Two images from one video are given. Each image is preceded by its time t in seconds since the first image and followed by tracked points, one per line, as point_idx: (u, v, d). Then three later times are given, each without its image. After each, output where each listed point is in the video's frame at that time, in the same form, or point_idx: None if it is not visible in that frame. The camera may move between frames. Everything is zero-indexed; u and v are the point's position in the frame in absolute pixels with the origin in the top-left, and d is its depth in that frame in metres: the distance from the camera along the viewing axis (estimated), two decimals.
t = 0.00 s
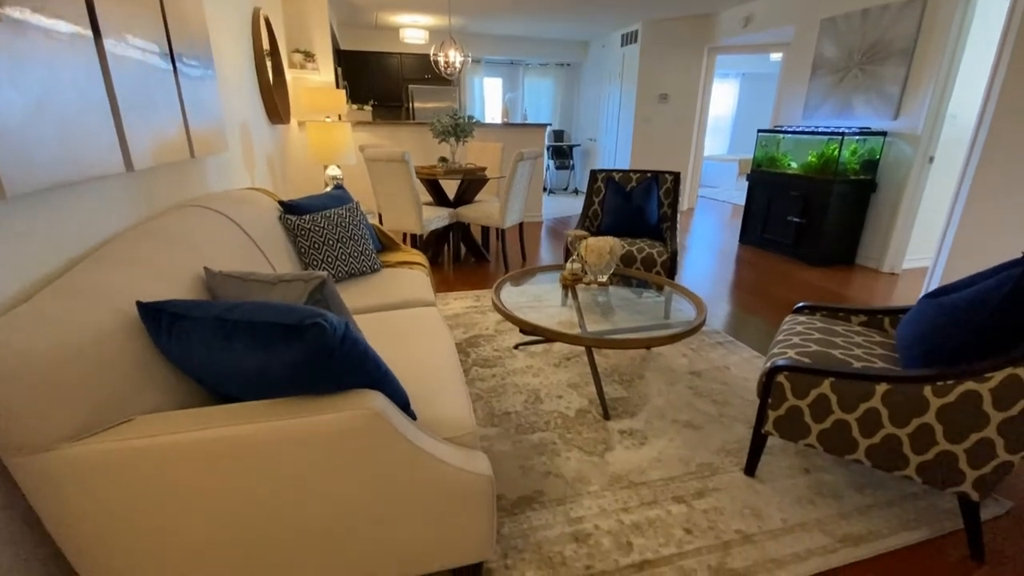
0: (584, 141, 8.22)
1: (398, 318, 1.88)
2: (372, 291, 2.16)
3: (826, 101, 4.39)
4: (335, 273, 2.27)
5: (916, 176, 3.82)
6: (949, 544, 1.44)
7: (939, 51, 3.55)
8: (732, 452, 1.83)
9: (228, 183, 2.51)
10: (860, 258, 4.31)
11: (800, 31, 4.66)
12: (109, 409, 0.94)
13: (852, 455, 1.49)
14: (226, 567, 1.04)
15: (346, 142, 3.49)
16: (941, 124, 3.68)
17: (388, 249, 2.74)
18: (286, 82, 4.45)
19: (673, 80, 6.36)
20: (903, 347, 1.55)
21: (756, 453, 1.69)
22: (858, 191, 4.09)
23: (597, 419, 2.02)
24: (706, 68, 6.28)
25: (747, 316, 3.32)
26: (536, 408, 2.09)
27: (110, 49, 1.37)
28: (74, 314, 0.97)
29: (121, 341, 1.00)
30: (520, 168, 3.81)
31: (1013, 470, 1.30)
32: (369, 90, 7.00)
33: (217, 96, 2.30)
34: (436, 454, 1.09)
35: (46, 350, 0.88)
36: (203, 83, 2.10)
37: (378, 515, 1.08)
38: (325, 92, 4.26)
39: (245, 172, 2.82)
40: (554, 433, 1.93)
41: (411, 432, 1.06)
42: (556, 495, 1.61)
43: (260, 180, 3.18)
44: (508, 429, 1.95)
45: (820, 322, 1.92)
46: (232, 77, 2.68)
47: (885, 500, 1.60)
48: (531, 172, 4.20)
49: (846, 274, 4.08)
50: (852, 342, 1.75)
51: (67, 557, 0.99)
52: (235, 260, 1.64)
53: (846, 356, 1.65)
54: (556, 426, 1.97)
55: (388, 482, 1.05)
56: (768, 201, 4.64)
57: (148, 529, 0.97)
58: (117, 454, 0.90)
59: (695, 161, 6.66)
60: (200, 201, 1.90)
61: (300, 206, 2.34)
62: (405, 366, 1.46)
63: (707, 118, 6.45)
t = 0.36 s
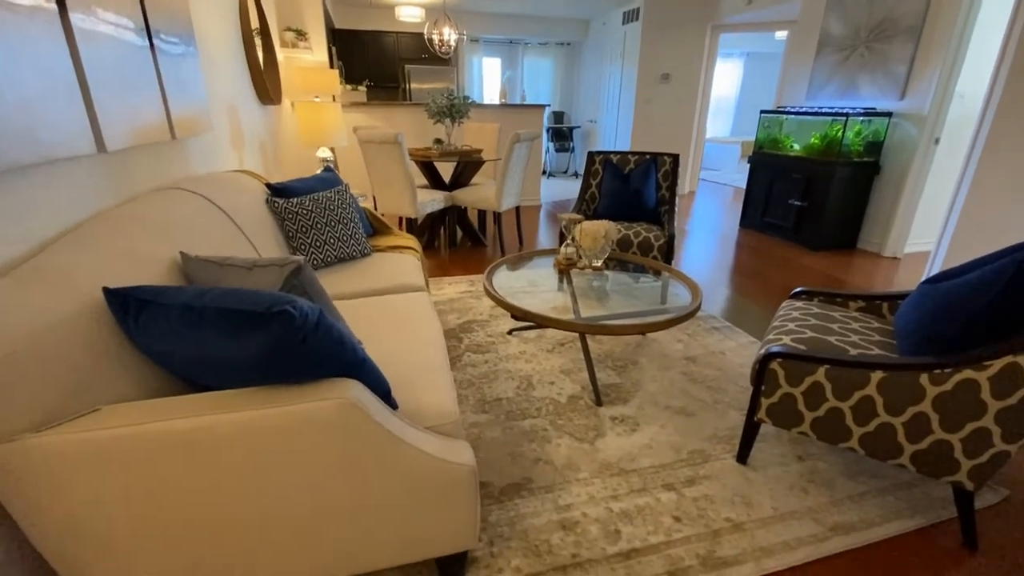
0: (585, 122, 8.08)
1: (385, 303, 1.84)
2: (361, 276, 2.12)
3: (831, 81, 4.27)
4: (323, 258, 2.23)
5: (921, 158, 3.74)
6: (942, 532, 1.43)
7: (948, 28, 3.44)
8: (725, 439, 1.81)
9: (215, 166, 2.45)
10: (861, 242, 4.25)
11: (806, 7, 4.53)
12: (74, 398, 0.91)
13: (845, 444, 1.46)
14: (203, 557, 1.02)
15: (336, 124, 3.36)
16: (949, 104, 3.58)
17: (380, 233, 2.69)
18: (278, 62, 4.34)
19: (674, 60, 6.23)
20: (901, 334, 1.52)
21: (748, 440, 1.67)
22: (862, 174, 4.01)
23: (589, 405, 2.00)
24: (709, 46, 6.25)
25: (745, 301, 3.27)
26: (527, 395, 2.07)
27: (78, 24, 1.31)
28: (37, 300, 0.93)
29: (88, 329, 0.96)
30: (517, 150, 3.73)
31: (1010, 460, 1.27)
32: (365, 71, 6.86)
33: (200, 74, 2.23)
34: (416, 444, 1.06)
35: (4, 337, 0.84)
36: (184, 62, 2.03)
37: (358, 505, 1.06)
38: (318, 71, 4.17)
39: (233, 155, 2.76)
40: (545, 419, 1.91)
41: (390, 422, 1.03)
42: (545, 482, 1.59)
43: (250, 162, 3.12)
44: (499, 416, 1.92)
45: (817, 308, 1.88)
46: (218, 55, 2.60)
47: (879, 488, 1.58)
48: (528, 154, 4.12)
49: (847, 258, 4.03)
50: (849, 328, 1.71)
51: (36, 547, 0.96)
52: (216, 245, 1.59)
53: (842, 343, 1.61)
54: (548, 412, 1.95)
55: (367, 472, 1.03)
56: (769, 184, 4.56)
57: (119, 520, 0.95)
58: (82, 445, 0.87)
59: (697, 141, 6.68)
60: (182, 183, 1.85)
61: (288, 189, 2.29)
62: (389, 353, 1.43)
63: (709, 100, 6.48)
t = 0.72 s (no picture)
0: (586, 107, 7.93)
1: (361, 296, 1.80)
2: (341, 267, 2.08)
3: (836, 65, 4.13)
4: (303, 249, 2.18)
5: (927, 145, 3.63)
6: (927, 537, 1.38)
7: (959, 9, 3.30)
8: (708, 437, 1.77)
9: (194, 154, 2.39)
10: (863, 232, 4.15)
11: None
12: (9, 404, 0.87)
13: (828, 447, 1.41)
14: (153, 565, 1.00)
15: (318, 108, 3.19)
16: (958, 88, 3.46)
17: (365, 223, 2.64)
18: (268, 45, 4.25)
19: (677, 42, 6.08)
20: (890, 333, 1.46)
21: (731, 440, 1.63)
22: (865, 161, 3.90)
23: (571, 401, 1.96)
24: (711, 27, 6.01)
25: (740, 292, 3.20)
26: (509, 390, 2.03)
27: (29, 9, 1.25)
28: None
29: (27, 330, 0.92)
30: (509, 136, 3.64)
31: (998, 466, 1.22)
32: (361, 54, 6.73)
33: (175, 60, 2.16)
34: (372, 449, 1.02)
35: None
36: (155, 47, 1.97)
37: (313, 511, 1.03)
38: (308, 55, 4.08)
39: (216, 143, 2.70)
40: (526, 416, 1.87)
41: (344, 429, 1.00)
42: (520, 482, 1.56)
43: (236, 150, 3.06)
44: (479, 412, 1.89)
45: (806, 304, 1.81)
46: (197, 39, 2.52)
47: (864, 490, 1.54)
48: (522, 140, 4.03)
49: (848, 248, 3.94)
50: (838, 326, 1.65)
51: None
52: (183, 237, 1.54)
53: (829, 341, 1.55)
54: (529, 408, 1.91)
55: (320, 479, 1.00)
56: (770, 171, 4.45)
57: (62, 528, 0.92)
58: (16, 453, 0.84)
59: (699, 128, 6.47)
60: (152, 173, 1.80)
61: (267, 178, 2.24)
62: (358, 351, 1.39)
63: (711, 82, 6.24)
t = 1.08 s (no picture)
0: (590, 96, 7.78)
1: (333, 296, 1.75)
2: (318, 265, 2.04)
3: (844, 54, 3.98)
4: (281, 246, 2.14)
5: (937, 137, 3.49)
6: (910, 557, 1.32)
7: None
8: (689, 445, 1.71)
9: (173, 147, 2.34)
10: (869, 227, 4.03)
11: None
12: None
13: (809, 461, 1.35)
14: None
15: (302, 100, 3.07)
16: (971, 78, 3.31)
17: (349, 218, 2.58)
18: (260, 34, 4.18)
19: (682, 29, 5.92)
20: (878, 341, 1.38)
21: (710, 449, 1.57)
22: (872, 154, 3.77)
23: (551, 404, 1.90)
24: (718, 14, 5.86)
25: (736, 289, 3.11)
26: (488, 392, 1.98)
27: None
28: None
29: None
30: (502, 128, 3.56)
31: (985, 488, 1.15)
32: (361, 42, 6.63)
33: (150, 49, 2.10)
34: (314, 465, 0.98)
35: None
36: (126, 37, 1.90)
37: (254, 529, 0.99)
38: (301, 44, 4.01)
39: (199, 135, 2.65)
40: (502, 420, 1.82)
41: (282, 443, 0.95)
42: (490, 490, 1.51)
43: (223, 142, 3.01)
44: (455, 415, 1.84)
45: (794, 307, 1.73)
46: (177, 29, 2.46)
47: (847, 505, 1.47)
48: (517, 132, 3.94)
49: (852, 244, 3.82)
50: (824, 332, 1.57)
51: None
52: (145, 236, 1.50)
53: (814, 349, 1.47)
54: (506, 412, 1.86)
55: (259, 496, 0.95)
56: (774, 163, 4.32)
57: None
58: None
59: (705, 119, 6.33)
60: (120, 168, 1.75)
61: (245, 171, 2.19)
62: (318, 357, 1.35)
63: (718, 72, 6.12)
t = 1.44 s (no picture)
0: (604, 87, 7.61)
1: (315, 296, 1.71)
2: (304, 263, 1.99)
3: (869, 43, 3.78)
4: (269, 242, 2.10)
5: (966, 132, 3.29)
6: None
7: None
8: (679, 458, 1.63)
9: (165, 139, 2.31)
10: (890, 226, 3.84)
11: None
12: None
13: (803, 484, 1.26)
14: None
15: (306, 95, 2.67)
16: (1006, 68, 3.10)
17: (342, 213, 2.54)
18: (266, 23, 4.14)
19: (700, 18, 5.73)
20: (882, 358, 1.29)
21: (701, 465, 1.48)
22: (895, 150, 3.58)
23: (539, 411, 1.84)
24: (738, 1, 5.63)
25: (744, 290, 2.99)
26: (475, 396, 1.92)
27: None
28: None
29: None
30: (506, 120, 3.47)
31: (993, 524, 1.05)
32: (372, 32, 6.56)
33: (139, 41, 2.05)
34: (264, 484, 0.93)
35: None
36: (113, 29, 1.85)
37: (201, 548, 0.94)
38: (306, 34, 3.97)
39: (195, 127, 2.62)
40: (487, 427, 1.76)
41: (227, 461, 0.90)
42: (467, 502, 1.46)
43: (221, 134, 2.98)
44: (439, 420, 1.78)
45: (796, 316, 1.63)
46: (172, 19, 2.41)
47: (845, 530, 1.38)
48: (523, 124, 3.84)
49: (871, 244, 3.65)
50: (827, 344, 1.47)
51: None
52: (118, 232, 1.46)
53: (814, 364, 1.37)
54: (492, 418, 1.80)
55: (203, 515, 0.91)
56: (791, 158, 4.14)
57: None
58: None
59: (722, 111, 6.12)
60: (102, 163, 1.71)
61: (235, 165, 2.15)
62: (286, 363, 1.30)
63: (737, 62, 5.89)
